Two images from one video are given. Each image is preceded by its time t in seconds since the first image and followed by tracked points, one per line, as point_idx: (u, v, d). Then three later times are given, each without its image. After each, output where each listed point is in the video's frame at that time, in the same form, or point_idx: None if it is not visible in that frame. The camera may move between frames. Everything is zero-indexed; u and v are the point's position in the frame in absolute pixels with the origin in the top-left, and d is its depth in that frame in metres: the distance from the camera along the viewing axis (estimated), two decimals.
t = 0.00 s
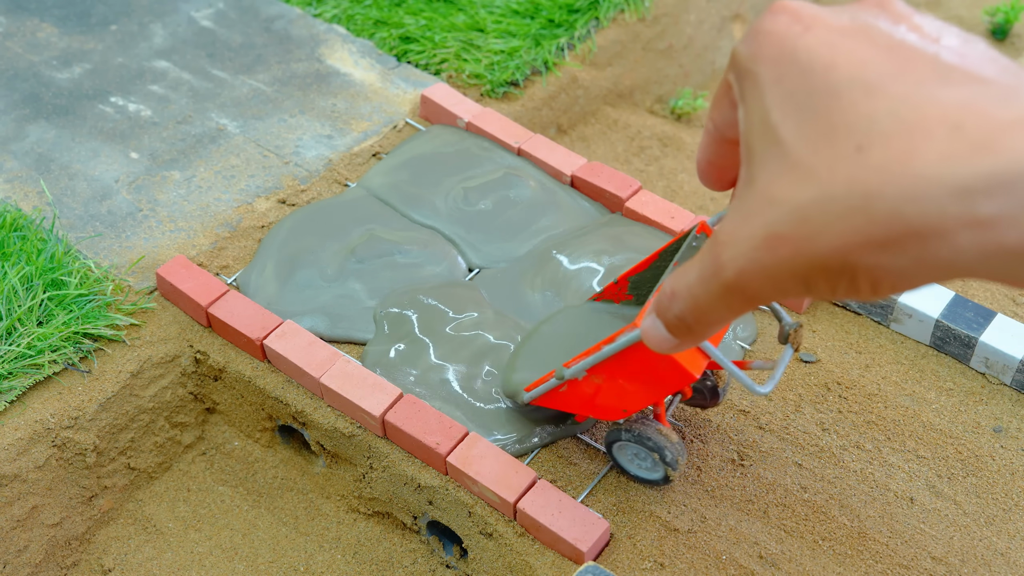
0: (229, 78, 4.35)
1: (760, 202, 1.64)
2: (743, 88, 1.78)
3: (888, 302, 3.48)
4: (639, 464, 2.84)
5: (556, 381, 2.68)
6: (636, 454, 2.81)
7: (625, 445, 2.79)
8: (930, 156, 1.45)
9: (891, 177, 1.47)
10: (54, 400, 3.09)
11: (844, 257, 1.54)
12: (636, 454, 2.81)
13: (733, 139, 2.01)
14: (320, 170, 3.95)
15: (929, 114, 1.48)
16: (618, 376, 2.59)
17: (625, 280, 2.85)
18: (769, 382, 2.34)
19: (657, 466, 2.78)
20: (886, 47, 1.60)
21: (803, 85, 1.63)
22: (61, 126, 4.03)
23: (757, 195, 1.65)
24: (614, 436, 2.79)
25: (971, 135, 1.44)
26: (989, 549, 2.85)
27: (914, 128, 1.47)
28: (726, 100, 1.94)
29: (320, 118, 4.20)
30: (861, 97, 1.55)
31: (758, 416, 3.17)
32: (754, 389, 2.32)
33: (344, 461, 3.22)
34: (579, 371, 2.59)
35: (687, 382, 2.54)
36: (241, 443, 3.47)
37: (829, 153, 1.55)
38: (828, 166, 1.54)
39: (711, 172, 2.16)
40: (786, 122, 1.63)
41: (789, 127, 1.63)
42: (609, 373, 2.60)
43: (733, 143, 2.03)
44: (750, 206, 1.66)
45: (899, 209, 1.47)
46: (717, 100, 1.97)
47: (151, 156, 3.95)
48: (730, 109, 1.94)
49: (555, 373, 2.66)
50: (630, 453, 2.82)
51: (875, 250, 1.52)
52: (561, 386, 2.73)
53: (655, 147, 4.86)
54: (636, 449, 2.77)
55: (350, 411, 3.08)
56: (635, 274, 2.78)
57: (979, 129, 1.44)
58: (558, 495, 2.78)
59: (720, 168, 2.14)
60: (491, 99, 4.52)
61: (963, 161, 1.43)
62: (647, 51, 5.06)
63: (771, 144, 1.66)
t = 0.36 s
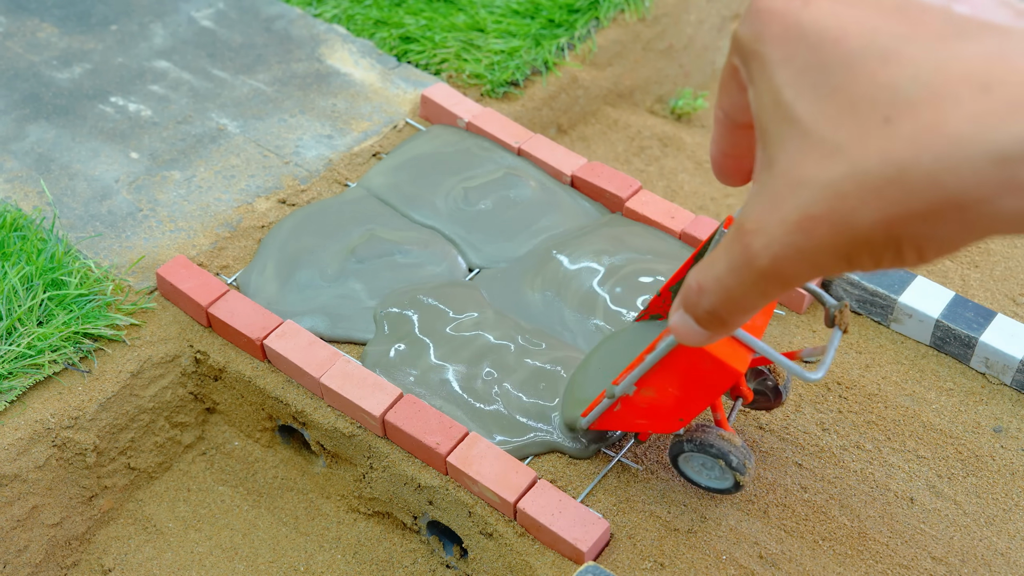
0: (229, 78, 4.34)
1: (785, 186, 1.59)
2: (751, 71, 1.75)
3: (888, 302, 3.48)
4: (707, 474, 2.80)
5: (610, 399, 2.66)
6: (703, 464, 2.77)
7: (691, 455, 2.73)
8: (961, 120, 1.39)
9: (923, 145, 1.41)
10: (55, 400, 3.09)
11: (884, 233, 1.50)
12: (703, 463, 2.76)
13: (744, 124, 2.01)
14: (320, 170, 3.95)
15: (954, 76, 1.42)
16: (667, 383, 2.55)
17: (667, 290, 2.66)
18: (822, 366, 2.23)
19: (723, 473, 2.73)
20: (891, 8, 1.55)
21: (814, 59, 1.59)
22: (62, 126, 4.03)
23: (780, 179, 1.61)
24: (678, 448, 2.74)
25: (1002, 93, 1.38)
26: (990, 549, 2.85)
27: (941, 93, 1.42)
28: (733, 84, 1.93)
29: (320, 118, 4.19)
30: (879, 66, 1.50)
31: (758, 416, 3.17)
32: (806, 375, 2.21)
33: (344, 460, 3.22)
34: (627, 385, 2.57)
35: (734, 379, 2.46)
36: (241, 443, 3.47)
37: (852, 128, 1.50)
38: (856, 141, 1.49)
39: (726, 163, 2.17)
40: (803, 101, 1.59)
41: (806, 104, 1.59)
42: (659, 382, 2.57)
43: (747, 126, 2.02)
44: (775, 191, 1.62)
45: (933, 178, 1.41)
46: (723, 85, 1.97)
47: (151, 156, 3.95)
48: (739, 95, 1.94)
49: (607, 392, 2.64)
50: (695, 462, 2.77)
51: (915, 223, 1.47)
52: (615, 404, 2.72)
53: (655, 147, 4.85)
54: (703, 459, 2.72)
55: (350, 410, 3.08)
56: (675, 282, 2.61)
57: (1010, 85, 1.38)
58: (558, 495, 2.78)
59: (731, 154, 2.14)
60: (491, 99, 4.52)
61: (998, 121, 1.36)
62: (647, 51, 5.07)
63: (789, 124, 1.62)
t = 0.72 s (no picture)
0: (229, 78, 4.34)
1: (757, 185, 1.64)
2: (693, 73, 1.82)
3: (888, 302, 3.48)
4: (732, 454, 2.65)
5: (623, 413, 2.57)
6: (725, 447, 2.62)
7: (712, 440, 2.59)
8: (912, 90, 1.45)
9: (882, 126, 1.47)
10: (55, 400, 3.09)
11: (863, 214, 1.55)
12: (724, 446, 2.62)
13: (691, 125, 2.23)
14: (320, 170, 3.95)
15: (895, 49, 1.47)
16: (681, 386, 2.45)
17: (638, 284, 2.84)
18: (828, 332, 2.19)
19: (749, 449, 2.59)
20: None
21: (752, 53, 1.65)
22: (61, 126, 4.03)
23: (752, 177, 1.66)
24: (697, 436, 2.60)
25: (948, 60, 1.44)
26: (990, 549, 2.85)
27: (886, 71, 1.48)
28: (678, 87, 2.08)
29: (320, 118, 4.19)
30: (817, 49, 1.56)
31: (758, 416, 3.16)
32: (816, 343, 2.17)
33: (344, 460, 3.22)
34: (639, 399, 2.48)
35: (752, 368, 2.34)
36: (241, 443, 3.47)
37: (807, 117, 1.55)
38: (814, 131, 1.54)
39: (682, 163, 2.39)
40: (750, 97, 1.65)
41: (753, 100, 1.65)
42: (671, 388, 2.46)
43: (691, 130, 2.25)
44: (750, 189, 1.67)
45: (896, 153, 1.46)
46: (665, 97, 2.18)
47: (151, 156, 3.95)
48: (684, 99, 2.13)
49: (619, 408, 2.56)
50: (717, 446, 2.63)
51: (892, 198, 1.52)
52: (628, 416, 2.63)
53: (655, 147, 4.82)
54: (725, 441, 2.58)
55: (350, 410, 3.08)
56: (643, 276, 2.78)
57: (951, 53, 1.44)
58: (558, 495, 2.78)
59: (685, 155, 2.37)
60: (491, 99, 4.52)
61: (950, 88, 1.42)
62: (648, 51, 5.09)
63: (744, 120, 1.67)
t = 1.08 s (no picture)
0: (229, 78, 4.34)
1: (800, 211, 1.67)
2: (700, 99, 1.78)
3: (888, 302, 3.48)
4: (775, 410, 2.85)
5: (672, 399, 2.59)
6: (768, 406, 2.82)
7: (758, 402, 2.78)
8: (944, 129, 1.45)
9: (919, 164, 1.49)
10: (55, 400, 3.09)
11: (906, 235, 1.61)
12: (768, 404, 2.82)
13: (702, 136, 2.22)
14: (320, 170, 3.95)
15: (919, 84, 1.45)
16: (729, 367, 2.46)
17: (655, 264, 2.84)
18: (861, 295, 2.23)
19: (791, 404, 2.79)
20: (812, 7, 1.57)
21: (766, 85, 1.63)
22: (62, 126, 4.03)
23: (791, 203, 1.68)
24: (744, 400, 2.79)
25: (972, 93, 1.43)
26: (990, 548, 2.85)
27: (914, 107, 1.46)
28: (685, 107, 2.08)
29: (320, 118, 4.19)
30: (837, 82, 1.53)
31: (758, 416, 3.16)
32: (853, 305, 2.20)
33: (344, 460, 3.22)
34: (688, 386, 2.50)
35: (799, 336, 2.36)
36: (241, 443, 3.47)
37: (840, 152, 1.56)
38: (850, 167, 1.55)
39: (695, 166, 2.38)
40: (775, 128, 1.64)
41: (778, 129, 1.63)
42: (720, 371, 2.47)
43: (698, 141, 2.25)
44: (790, 214, 1.69)
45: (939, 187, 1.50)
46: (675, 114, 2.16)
47: (151, 156, 3.95)
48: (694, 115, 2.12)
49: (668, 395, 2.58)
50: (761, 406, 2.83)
51: (936, 219, 1.56)
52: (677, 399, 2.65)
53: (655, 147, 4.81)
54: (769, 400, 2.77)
55: (351, 410, 3.08)
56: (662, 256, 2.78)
57: (976, 84, 1.43)
58: (558, 495, 2.78)
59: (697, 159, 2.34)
60: (491, 99, 4.52)
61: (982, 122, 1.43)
62: (648, 51, 5.09)
63: (771, 148, 1.67)
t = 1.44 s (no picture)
0: (229, 78, 4.34)
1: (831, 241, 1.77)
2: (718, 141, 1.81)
3: (888, 302, 3.48)
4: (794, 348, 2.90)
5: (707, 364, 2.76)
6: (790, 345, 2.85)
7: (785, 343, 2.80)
8: (961, 184, 1.54)
9: (940, 214, 1.58)
10: (55, 400, 3.09)
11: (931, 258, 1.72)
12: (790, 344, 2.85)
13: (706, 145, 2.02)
14: (320, 170, 3.95)
15: (935, 145, 1.52)
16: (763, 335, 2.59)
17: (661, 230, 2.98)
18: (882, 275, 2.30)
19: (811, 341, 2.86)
20: (815, 62, 1.61)
21: (784, 136, 1.67)
22: (62, 126, 4.03)
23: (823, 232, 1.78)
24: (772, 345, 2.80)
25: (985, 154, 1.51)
26: (990, 549, 2.85)
27: (932, 166, 1.54)
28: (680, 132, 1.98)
29: (320, 118, 4.20)
30: (856, 140, 1.58)
31: (759, 416, 3.16)
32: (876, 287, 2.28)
33: (344, 460, 3.22)
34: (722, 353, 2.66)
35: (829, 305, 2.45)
36: (241, 442, 3.47)
37: (863, 198, 1.64)
38: (875, 213, 1.65)
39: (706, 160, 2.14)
40: (802, 174, 1.71)
41: (804, 174, 1.71)
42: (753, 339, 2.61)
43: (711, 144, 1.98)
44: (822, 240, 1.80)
45: (959, 230, 1.60)
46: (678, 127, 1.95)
47: (152, 156, 3.95)
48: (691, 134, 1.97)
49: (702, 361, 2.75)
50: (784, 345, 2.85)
51: (957, 248, 1.67)
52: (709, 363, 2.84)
53: (655, 147, 4.85)
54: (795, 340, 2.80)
55: (351, 410, 3.08)
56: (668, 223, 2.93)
57: (988, 144, 1.50)
58: (559, 495, 2.78)
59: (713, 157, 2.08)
60: (491, 99, 4.52)
61: (997, 178, 1.52)
62: (648, 51, 5.09)
63: (797, 185, 1.75)
